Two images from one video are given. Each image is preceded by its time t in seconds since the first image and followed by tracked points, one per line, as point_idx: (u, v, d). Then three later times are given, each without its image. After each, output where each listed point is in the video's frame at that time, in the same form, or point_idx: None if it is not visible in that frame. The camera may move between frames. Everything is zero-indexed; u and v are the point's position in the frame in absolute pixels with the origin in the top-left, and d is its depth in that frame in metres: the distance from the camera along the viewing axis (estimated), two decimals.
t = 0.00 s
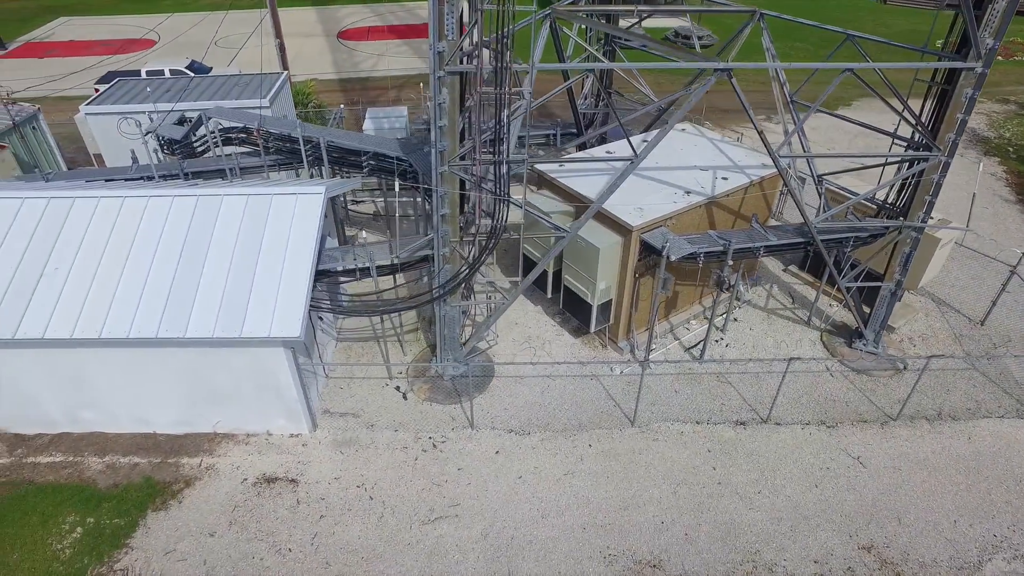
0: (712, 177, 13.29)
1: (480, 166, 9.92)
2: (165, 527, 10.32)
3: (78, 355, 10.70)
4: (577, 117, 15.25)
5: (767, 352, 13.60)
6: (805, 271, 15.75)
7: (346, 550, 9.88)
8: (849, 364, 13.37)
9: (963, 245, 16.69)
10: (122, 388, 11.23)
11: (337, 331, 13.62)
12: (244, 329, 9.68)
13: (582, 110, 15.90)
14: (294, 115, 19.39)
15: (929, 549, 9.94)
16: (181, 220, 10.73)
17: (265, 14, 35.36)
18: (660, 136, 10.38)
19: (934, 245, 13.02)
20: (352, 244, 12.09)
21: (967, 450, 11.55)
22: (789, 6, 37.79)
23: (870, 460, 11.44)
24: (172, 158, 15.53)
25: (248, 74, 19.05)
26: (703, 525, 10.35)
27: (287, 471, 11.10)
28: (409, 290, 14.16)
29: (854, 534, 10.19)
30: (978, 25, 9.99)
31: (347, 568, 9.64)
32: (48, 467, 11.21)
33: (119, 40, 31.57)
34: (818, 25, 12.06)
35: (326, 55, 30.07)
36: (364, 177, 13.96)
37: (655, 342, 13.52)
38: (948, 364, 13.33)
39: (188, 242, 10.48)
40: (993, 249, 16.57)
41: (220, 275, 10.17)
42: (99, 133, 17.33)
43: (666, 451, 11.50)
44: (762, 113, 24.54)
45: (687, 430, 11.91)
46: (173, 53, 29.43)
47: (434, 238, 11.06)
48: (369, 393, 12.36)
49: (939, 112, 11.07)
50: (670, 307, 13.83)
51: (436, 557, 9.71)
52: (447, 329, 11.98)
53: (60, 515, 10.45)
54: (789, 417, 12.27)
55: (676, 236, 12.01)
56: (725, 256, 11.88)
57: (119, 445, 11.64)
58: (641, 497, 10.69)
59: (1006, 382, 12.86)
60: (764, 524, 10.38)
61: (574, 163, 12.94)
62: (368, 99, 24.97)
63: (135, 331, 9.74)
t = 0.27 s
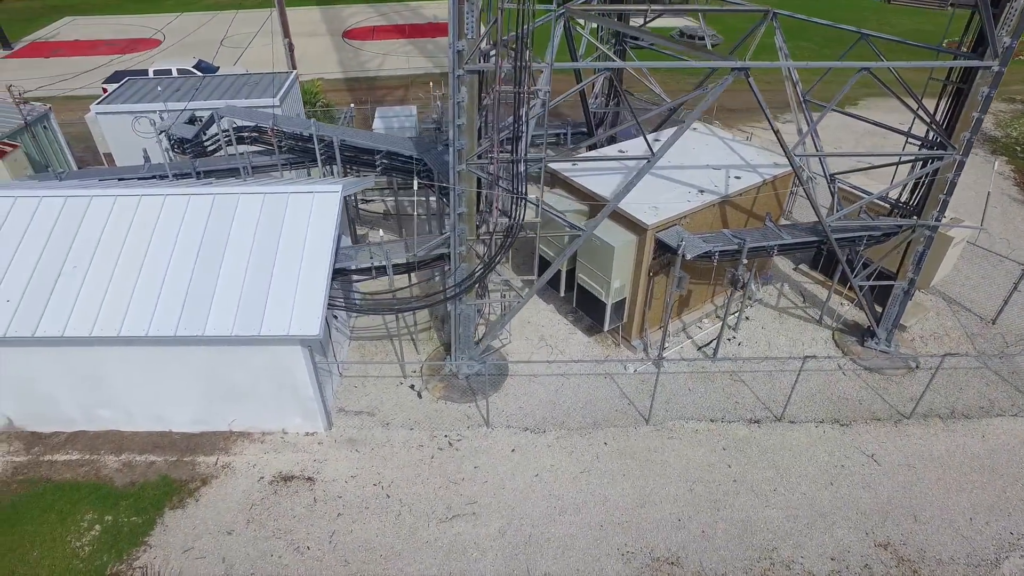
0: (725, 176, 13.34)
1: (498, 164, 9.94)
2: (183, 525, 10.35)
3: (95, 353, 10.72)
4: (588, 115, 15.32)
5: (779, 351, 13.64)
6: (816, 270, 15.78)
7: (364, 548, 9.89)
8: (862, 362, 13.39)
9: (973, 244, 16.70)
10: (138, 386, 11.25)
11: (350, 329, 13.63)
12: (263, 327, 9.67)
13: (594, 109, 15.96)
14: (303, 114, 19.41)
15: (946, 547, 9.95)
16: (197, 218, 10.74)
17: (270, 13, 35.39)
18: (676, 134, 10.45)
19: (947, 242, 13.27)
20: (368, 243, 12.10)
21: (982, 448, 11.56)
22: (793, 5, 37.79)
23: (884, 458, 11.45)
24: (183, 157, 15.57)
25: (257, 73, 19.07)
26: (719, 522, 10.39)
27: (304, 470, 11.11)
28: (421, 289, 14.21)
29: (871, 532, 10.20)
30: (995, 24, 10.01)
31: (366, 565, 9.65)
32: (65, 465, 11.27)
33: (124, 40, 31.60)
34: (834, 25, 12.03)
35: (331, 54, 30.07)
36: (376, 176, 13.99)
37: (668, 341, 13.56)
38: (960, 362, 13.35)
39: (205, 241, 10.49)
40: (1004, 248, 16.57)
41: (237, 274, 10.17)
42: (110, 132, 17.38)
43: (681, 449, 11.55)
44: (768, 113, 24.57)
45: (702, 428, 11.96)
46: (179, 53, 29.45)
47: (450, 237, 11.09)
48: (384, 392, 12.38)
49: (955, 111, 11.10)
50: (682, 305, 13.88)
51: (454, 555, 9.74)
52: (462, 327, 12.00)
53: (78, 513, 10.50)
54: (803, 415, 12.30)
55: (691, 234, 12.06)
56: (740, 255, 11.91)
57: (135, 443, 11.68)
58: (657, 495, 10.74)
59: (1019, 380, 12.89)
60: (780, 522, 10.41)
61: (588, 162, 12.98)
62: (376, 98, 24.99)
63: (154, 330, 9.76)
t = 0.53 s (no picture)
0: (737, 175, 13.40)
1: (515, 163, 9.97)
2: (199, 523, 10.37)
3: (111, 351, 10.75)
4: (599, 113, 15.44)
5: (790, 349, 13.68)
6: (825, 269, 15.83)
7: (381, 545, 9.92)
8: (873, 361, 13.41)
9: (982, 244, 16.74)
10: (154, 384, 11.27)
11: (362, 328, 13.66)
12: (280, 326, 9.68)
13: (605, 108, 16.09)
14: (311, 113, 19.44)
15: (960, 544, 9.97)
16: (213, 217, 10.75)
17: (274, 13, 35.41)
18: (692, 133, 10.53)
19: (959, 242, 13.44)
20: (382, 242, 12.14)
21: (994, 446, 11.59)
22: (797, 5, 37.83)
23: (897, 456, 11.47)
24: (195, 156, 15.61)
25: (265, 73, 19.10)
26: (734, 520, 10.44)
27: (319, 468, 11.11)
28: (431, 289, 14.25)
29: (885, 529, 10.23)
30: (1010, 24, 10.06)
31: (383, 563, 9.68)
32: (81, 463, 11.32)
33: (128, 40, 31.62)
34: (847, 25, 12.09)
35: (336, 53, 30.09)
36: (389, 175, 14.04)
37: (680, 340, 13.60)
38: (971, 361, 13.39)
39: (221, 239, 10.50)
40: (1013, 248, 16.62)
41: (254, 272, 10.18)
42: (119, 132, 17.41)
43: (695, 447, 11.61)
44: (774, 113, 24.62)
45: (715, 426, 12.02)
46: (185, 53, 29.48)
47: (466, 235, 11.12)
48: (397, 390, 12.40)
49: (968, 110, 11.15)
50: (693, 304, 13.95)
51: (471, 552, 9.79)
52: (476, 326, 12.02)
53: (95, 511, 10.55)
54: (816, 413, 12.33)
55: (704, 233, 12.12)
56: (753, 254, 11.97)
57: (150, 442, 11.71)
58: (672, 493, 10.79)
59: None
60: (795, 519, 10.45)
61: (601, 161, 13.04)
62: (382, 98, 25.01)
63: (172, 328, 9.76)
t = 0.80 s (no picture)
0: (749, 174, 13.46)
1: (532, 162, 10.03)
2: (217, 521, 10.41)
3: (128, 350, 10.78)
4: (610, 112, 15.51)
5: (801, 348, 13.73)
6: (835, 268, 15.87)
7: (398, 543, 9.95)
8: (884, 360, 13.44)
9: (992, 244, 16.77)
10: (170, 383, 11.30)
11: (375, 328, 13.70)
12: (298, 324, 9.69)
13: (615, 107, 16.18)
14: (321, 113, 19.48)
15: (976, 542, 10.01)
16: (230, 215, 10.77)
17: (279, 13, 35.45)
18: (707, 133, 10.60)
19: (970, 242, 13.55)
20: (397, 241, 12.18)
21: (1007, 445, 11.63)
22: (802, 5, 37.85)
23: (910, 454, 11.51)
24: (206, 155, 15.66)
25: (275, 72, 19.14)
26: (749, 518, 10.49)
27: (334, 467, 11.14)
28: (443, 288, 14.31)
29: (900, 527, 10.26)
30: None
31: (401, 561, 9.71)
32: (97, 461, 11.38)
33: (134, 39, 31.68)
34: (860, 25, 12.15)
35: (342, 53, 30.12)
36: (402, 174, 14.08)
37: (691, 339, 13.66)
38: (982, 360, 13.44)
39: (239, 238, 10.52)
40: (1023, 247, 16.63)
41: (271, 270, 10.20)
42: (129, 131, 17.46)
43: (709, 445, 11.67)
44: (780, 113, 24.67)
45: (728, 424, 12.08)
46: (191, 53, 29.52)
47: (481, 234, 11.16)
48: (411, 389, 12.44)
49: (982, 110, 11.20)
50: (705, 303, 14.03)
51: (488, 550, 9.84)
52: (490, 325, 12.07)
53: (113, 509, 10.63)
54: (828, 412, 12.37)
55: (718, 233, 12.18)
56: (766, 253, 12.03)
57: (166, 440, 11.75)
58: (687, 491, 10.85)
59: None
60: (810, 517, 10.49)
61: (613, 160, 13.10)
62: (389, 98, 25.05)
63: (191, 326, 9.78)
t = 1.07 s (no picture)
0: (762, 174, 13.53)
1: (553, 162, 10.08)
2: (237, 520, 10.44)
3: (148, 349, 10.82)
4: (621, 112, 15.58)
5: (815, 348, 13.80)
6: (846, 268, 15.94)
7: (419, 542, 10.00)
8: (897, 359, 13.50)
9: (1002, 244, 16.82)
10: (190, 382, 11.33)
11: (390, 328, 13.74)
12: (320, 323, 9.70)
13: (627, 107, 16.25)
14: (331, 113, 19.52)
15: (993, 541, 10.07)
16: (250, 215, 10.79)
17: (284, 13, 35.51)
18: (727, 132, 10.53)
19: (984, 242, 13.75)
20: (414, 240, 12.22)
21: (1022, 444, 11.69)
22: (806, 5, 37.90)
23: (926, 453, 11.56)
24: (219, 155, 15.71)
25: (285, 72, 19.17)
26: (768, 516, 10.57)
27: (353, 466, 11.16)
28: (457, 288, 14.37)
29: (918, 526, 10.31)
30: None
31: (423, 559, 9.77)
32: (117, 460, 11.44)
33: (140, 40, 31.74)
34: (872, 25, 12.19)
35: (348, 53, 30.15)
36: (417, 174, 14.14)
37: (706, 338, 13.74)
38: (995, 360, 13.51)
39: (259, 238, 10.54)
40: None
41: (292, 269, 10.22)
42: (141, 131, 17.50)
43: (726, 444, 11.75)
44: (787, 113, 24.75)
45: (744, 423, 12.16)
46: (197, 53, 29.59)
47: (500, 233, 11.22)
48: (427, 388, 12.49)
49: (998, 111, 11.26)
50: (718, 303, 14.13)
51: (510, 548, 9.91)
52: (507, 324, 12.13)
53: (133, 508, 10.68)
54: (843, 411, 12.43)
55: (733, 233, 12.27)
56: (782, 253, 12.11)
57: (185, 440, 11.78)
58: (705, 490, 10.94)
59: None
60: (827, 515, 10.56)
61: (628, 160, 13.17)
62: (397, 98, 25.10)
63: (213, 326, 9.80)
